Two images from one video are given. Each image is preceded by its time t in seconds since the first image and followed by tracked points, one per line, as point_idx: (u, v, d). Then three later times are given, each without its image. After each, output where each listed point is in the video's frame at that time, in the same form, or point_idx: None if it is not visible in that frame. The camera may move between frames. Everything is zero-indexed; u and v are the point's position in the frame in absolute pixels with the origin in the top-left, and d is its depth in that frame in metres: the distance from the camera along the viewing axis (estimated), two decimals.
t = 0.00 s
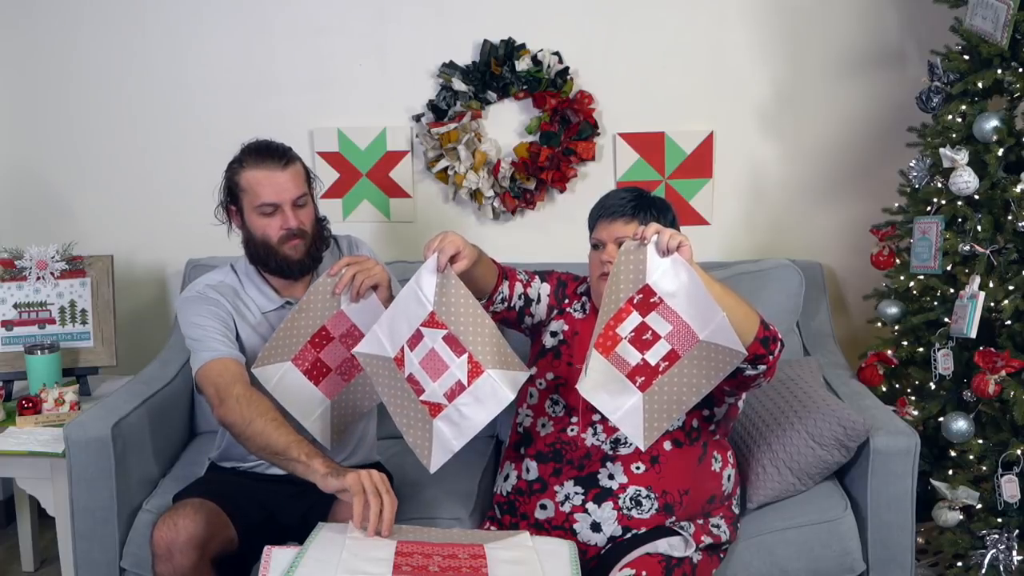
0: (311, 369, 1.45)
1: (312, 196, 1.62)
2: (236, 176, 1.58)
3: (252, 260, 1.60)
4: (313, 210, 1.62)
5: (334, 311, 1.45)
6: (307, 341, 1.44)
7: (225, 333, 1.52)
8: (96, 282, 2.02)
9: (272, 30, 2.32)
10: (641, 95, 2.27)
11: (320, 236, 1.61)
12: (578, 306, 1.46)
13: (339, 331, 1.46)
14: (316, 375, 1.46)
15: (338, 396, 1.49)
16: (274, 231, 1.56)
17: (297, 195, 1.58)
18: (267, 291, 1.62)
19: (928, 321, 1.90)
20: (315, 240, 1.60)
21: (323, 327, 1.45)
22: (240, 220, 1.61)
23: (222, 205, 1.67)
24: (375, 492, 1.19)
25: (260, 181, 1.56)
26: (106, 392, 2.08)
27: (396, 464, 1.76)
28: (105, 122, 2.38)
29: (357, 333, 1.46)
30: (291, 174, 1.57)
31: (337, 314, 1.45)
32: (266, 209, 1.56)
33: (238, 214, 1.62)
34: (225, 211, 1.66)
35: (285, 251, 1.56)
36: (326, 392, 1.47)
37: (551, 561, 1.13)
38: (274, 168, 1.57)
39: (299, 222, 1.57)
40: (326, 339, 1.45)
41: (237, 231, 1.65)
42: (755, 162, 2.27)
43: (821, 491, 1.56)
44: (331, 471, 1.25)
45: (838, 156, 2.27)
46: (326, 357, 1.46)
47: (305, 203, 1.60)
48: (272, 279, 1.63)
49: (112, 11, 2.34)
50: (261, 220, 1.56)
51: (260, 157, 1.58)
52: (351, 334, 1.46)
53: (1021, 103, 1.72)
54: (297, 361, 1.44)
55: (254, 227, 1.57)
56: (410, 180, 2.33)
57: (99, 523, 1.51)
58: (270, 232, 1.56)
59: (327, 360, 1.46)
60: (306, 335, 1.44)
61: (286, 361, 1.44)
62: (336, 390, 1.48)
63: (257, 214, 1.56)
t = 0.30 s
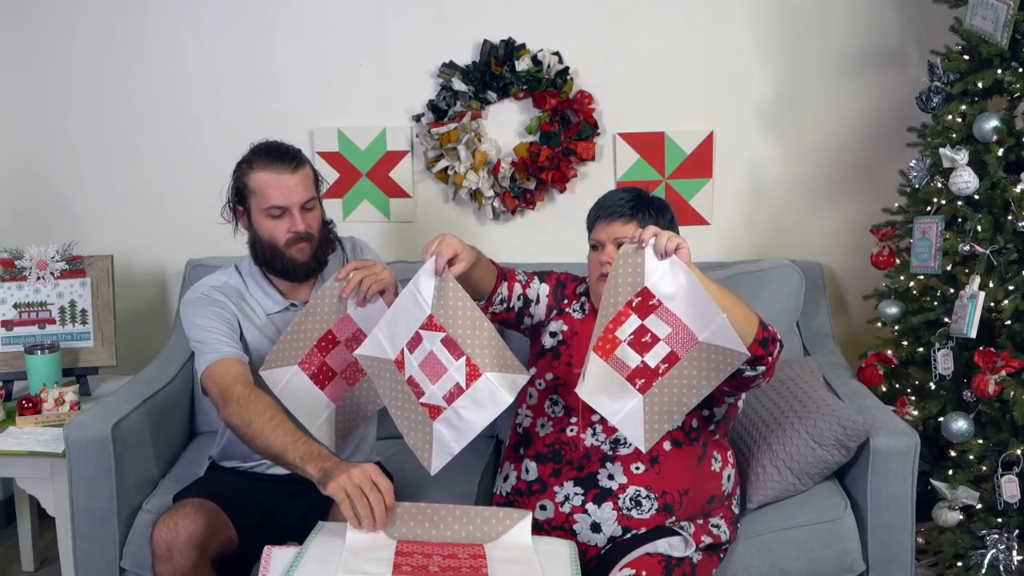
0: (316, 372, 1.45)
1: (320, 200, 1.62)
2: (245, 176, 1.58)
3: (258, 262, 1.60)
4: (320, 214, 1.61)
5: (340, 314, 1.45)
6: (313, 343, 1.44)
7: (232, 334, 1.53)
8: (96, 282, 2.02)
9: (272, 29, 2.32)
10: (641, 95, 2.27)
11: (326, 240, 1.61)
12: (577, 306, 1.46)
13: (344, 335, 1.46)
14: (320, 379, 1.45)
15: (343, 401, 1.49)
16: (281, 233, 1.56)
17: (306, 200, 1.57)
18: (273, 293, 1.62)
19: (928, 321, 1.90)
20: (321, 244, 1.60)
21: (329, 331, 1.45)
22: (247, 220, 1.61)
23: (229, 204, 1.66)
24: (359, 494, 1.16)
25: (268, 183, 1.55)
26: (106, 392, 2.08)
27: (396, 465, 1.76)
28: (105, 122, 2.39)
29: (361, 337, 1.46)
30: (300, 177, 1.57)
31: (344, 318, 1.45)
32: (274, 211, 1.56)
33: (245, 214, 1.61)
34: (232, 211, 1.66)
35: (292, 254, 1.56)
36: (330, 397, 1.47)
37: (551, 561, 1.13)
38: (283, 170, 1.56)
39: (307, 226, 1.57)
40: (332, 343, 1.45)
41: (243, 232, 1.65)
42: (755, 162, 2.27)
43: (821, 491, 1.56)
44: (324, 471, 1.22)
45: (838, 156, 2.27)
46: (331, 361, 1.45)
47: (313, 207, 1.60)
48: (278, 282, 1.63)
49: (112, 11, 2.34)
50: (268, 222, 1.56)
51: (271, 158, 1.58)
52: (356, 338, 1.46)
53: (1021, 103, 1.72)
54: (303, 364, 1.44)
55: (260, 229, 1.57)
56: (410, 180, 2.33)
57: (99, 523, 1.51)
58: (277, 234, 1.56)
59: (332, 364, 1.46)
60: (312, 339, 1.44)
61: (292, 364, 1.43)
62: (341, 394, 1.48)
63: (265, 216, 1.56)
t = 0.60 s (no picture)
0: (322, 376, 1.45)
1: (328, 203, 1.62)
2: (253, 177, 1.57)
3: (265, 263, 1.60)
4: (328, 216, 1.61)
5: (345, 318, 1.45)
6: (319, 348, 1.44)
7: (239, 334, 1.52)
8: (97, 282, 2.02)
9: (272, 29, 2.32)
10: (642, 95, 2.27)
11: (334, 242, 1.61)
12: (575, 306, 1.46)
13: (350, 339, 1.46)
14: (326, 382, 1.45)
15: (348, 404, 1.49)
16: (288, 235, 1.55)
17: (314, 201, 1.57)
18: (280, 295, 1.62)
19: (928, 321, 1.90)
20: (328, 246, 1.59)
21: (335, 334, 1.45)
22: (254, 220, 1.60)
23: (236, 204, 1.66)
24: (379, 493, 1.16)
25: (277, 184, 1.55)
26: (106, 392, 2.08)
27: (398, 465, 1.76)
28: (105, 122, 2.39)
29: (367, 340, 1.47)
30: (309, 179, 1.57)
31: (349, 322, 1.46)
32: (281, 213, 1.55)
33: (252, 216, 1.61)
34: (239, 211, 1.65)
35: (299, 255, 1.56)
36: (336, 400, 1.46)
37: (551, 561, 1.13)
38: (292, 172, 1.56)
39: (314, 228, 1.57)
40: (338, 346, 1.45)
41: (250, 232, 1.64)
42: (755, 162, 2.27)
43: (822, 491, 1.56)
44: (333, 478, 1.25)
45: (838, 156, 2.27)
46: (338, 365, 1.46)
47: (321, 209, 1.59)
48: (285, 284, 1.63)
49: (112, 11, 2.34)
50: (276, 224, 1.56)
51: (280, 159, 1.57)
52: (362, 342, 1.47)
53: (1021, 103, 1.72)
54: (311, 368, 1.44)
55: (268, 230, 1.56)
56: (410, 180, 2.33)
57: (99, 523, 1.51)
58: (284, 236, 1.55)
59: (339, 367, 1.46)
60: (319, 343, 1.44)
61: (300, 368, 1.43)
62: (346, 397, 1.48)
63: (272, 217, 1.56)
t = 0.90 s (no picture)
0: (328, 378, 1.44)
1: (335, 205, 1.61)
2: (260, 179, 1.56)
3: (271, 265, 1.59)
4: (335, 218, 1.61)
5: (353, 320, 1.45)
6: (327, 350, 1.44)
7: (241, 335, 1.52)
8: (97, 282, 2.02)
9: (272, 29, 2.32)
10: (642, 95, 2.27)
11: (341, 244, 1.61)
12: (570, 308, 1.45)
13: (357, 341, 1.45)
14: (333, 385, 1.45)
15: (354, 407, 1.48)
16: (296, 237, 1.55)
17: (322, 204, 1.56)
18: (285, 297, 1.61)
19: (928, 321, 1.90)
20: (336, 248, 1.59)
21: (342, 336, 1.44)
22: (261, 223, 1.59)
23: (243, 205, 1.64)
24: (401, 493, 1.21)
25: (284, 186, 1.54)
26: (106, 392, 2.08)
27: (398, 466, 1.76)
28: (105, 122, 2.39)
29: (374, 342, 1.46)
30: (317, 182, 1.56)
31: (357, 324, 1.45)
32: (289, 216, 1.55)
33: (259, 217, 1.60)
34: (244, 212, 1.64)
35: (307, 258, 1.55)
36: (342, 404, 1.46)
37: (550, 561, 1.13)
38: (300, 175, 1.55)
39: (322, 231, 1.57)
40: (345, 348, 1.44)
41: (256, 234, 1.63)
42: (755, 163, 2.27)
43: (822, 491, 1.56)
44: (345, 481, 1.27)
45: (838, 157, 2.27)
46: (343, 368, 1.45)
47: (328, 212, 1.59)
48: (291, 287, 1.62)
49: (112, 11, 2.34)
50: (283, 226, 1.55)
51: (289, 161, 1.56)
52: (369, 345, 1.45)
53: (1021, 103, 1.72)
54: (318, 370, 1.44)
55: (275, 232, 1.56)
56: (410, 180, 2.33)
57: (99, 523, 1.51)
58: (292, 238, 1.55)
59: (344, 369, 1.45)
60: (327, 343, 1.44)
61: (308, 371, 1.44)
62: (350, 399, 1.47)
63: (280, 219, 1.55)
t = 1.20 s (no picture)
0: (329, 378, 1.45)
1: (337, 203, 1.61)
2: (262, 177, 1.56)
3: (273, 264, 1.59)
4: (336, 216, 1.61)
5: (355, 320, 1.46)
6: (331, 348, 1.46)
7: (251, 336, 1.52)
8: (97, 282, 2.02)
9: (272, 28, 2.32)
10: (642, 95, 2.26)
11: (343, 242, 1.61)
12: (569, 311, 1.46)
13: (358, 341, 1.45)
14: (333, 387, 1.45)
15: (354, 409, 1.47)
16: (298, 235, 1.55)
17: (324, 202, 1.57)
18: (289, 297, 1.62)
19: (928, 321, 1.90)
20: (338, 247, 1.59)
21: (343, 337, 1.46)
22: (262, 222, 1.59)
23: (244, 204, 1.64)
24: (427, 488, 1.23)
25: (286, 184, 1.54)
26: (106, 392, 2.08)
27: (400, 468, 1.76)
28: (105, 122, 2.38)
29: (375, 342, 1.46)
30: (319, 179, 1.56)
31: (358, 324, 1.46)
32: (292, 213, 1.54)
33: (261, 215, 1.60)
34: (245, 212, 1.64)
35: (309, 255, 1.55)
36: (342, 405, 1.46)
37: (550, 562, 1.12)
38: (302, 173, 1.55)
39: (324, 228, 1.57)
40: (346, 348, 1.45)
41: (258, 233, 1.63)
42: (755, 163, 2.27)
43: (822, 491, 1.55)
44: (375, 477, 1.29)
45: (838, 157, 2.27)
46: (344, 369, 1.45)
47: (330, 210, 1.59)
48: (294, 286, 1.62)
49: (112, 10, 2.34)
50: (285, 224, 1.55)
51: (290, 159, 1.56)
52: (370, 346, 1.46)
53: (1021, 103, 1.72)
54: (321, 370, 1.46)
55: (277, 230, 1.56)
56: (410, 180, 2.33)
57: (100, 523, 1.51)
58: (294, 236, 1.55)
59: (345, 371, 1.45)
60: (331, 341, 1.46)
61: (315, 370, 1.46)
62: (350, 402, 1.46)
63: (282, 217, 1.55)
